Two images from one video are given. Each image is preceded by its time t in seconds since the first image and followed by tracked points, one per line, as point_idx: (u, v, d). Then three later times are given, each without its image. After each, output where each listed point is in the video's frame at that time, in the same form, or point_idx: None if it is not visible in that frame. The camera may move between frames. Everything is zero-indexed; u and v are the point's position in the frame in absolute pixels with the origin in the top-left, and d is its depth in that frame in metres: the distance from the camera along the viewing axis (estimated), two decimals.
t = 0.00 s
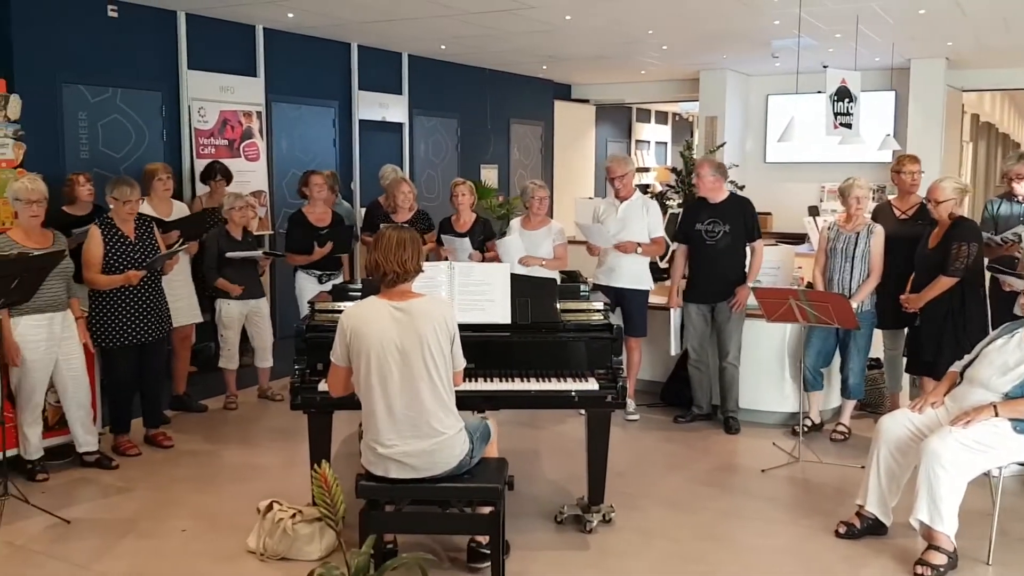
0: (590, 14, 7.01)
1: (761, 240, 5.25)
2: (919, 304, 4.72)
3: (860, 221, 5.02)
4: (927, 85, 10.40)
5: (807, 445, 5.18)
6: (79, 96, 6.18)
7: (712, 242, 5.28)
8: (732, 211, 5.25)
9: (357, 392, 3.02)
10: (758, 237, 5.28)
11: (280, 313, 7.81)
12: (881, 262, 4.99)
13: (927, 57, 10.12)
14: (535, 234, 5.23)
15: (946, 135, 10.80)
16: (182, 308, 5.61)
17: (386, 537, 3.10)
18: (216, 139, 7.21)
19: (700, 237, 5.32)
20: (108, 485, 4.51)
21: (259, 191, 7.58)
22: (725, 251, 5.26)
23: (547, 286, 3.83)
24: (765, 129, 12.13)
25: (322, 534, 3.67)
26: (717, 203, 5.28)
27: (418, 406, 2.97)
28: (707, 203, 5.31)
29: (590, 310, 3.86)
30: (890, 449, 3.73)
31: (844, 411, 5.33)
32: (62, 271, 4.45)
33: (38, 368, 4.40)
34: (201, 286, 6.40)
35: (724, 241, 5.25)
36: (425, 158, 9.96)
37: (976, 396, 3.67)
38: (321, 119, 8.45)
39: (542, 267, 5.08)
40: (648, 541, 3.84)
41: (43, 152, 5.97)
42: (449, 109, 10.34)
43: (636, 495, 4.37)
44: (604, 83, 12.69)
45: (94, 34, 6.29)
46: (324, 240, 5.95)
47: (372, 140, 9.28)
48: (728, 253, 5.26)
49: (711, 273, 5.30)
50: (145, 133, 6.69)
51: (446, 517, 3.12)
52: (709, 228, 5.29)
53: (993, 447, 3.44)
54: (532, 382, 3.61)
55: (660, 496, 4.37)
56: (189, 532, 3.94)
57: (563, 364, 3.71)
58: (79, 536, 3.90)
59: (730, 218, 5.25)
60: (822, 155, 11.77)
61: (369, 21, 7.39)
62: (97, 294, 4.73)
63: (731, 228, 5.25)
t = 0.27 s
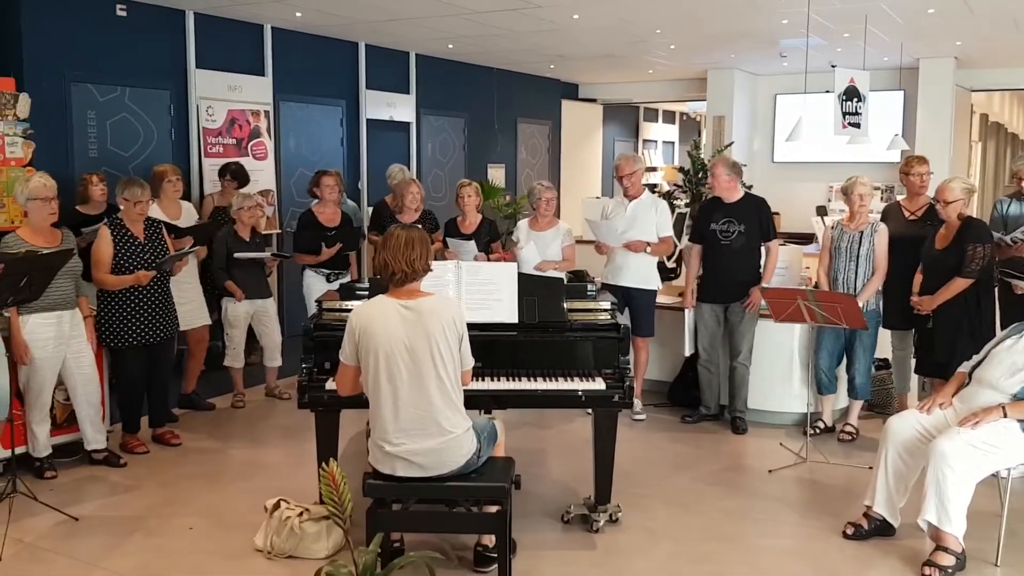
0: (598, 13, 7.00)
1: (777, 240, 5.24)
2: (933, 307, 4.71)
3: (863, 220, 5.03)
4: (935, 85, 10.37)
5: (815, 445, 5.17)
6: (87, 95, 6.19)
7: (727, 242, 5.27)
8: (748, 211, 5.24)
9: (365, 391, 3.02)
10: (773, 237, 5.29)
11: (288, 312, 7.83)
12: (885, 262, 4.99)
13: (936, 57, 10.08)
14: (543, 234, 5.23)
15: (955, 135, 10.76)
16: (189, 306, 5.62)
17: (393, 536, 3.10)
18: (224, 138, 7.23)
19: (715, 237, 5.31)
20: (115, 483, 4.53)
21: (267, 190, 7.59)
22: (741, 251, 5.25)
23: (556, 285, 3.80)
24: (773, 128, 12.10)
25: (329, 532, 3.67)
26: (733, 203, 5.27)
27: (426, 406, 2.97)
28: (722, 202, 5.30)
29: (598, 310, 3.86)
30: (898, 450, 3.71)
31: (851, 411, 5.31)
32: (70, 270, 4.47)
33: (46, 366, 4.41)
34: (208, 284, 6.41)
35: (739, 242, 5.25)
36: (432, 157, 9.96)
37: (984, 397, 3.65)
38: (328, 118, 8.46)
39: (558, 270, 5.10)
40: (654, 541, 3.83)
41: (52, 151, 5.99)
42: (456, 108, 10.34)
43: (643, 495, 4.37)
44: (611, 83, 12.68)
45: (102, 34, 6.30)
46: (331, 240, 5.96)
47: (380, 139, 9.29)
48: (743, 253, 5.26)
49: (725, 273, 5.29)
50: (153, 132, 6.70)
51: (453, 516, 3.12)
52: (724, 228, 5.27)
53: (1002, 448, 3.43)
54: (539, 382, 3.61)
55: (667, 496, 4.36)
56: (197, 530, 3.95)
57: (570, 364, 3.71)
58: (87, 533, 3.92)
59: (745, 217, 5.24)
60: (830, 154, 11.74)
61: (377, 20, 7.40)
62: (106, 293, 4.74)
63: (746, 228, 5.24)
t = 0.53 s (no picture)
0: (602, 13, 7.00)
1: (785, 240, 5.23)
2: (947, 307, 4.67)
3: (861, 219, 5.03)
4: (940, 84, 10.35)
5: (819, 445, 5.17)
6: (92, 94, 6.20)
7: (735, 242, 5.27)
8: (756, 210, 5.23)
9: (369, 389, 3.02)
10: (783, 237, 5.26)
11: (291, 310, 7.83)
12: (883, 260, 5.00)
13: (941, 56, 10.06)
14: (545, 232, 5.22)
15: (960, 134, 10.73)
16: (193, 305, 5.63)
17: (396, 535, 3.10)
18: (228, 137, 7.23)
19: (723, 237, 5.31)
20: (119, 481, 4.53)
21: (271, 189, 7.60)
22: (748, 251, 5.25)
23: (559, 284, 3.78)
24: (777, 128, 12.09)
25: (332, 531, 3.67)
26: (742, 202, 5.27)
27: (429, 404, 2.97)
28: (731, 202, 5.30)
29: (602, 309, 3.86)
30: (903, 450, 3.71)
31: (855, 411, 5.30)
32: (75, 267, 4.48)
33: (50, 364, 4.42)
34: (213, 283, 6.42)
35: (747, 241, 5.24)
36: (436, 156, 9.96)
37: (988, 397, 3.64)
38: (332, 117, 8.47)
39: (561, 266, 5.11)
40: (658, 541, 3.83)
41: (56, 150, 6.01)
42: (460, 107, 10.34)
43: (646, 495, 4.36)
44: (615, 82, 12.68)
45: (107, 32, 6.31)
46: (336, 237, 5.97)
47: (383, 139, 9.29)
48: (752, 253, 5.25)
49: (735, 272, 5.28)
50: (157, 130, 6.71)
51: (456, 515, 3.12)
52: (732, 227, 5.27)
53: (1006, 448, 3.42)
54: (542, 381, 3.61)
55: (670, 496, 4.36)
56: (200, 528, 3.95)
57: (574, 363, 3.72)
58: (90, 532, 3.92)
59: (754, 217, 5.23)
60: (834, 154, 11.72)
61: (381, 20, 7.40)
62: (111, 290, 4.75)
63: (755, 228, 5.23)
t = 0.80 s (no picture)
0: (604, 12, 6.99)
1: (789, 241, 5.24)
2: (957, 307, 4.63)
3: (857, 215, 5.03)
4: (943, 84, 10.34)
5: (821, 445, 5.16)
6: (94, 93, 6.21)
7: (738, 241, 5.27)
8: (760, 210, 5.23)
9: (372, 388, 3.02)
10: (786, 237, 5.28)
11: (293, 310, 7.83)
12: (880, 257, 5.00)
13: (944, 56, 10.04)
14: (546, 232, 5.22)
15: (963, 134, 10.72)
16: (195, 304, 5.63)
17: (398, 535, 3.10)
18: (230, 137, 7.24)
19: (726, 236, 5.31)
20: (122, 481, 4.54)
21: (273, 188, 7.60)
22: (752, 250, 5.25)
23: (562, 284, 3.79)
24: (780, 127, 12.08)
25: (335, 530, 3.68)
26: (746, 202, 5.26)
27: (432, 403, 2.97)
28: (735, 201, 5.29)
29: (604, 309, 3.87)
30: (905, 450, 3.71)
31: (856, 411, 5.29)
32: (77, 266, 4.48)
33: (53, 364, 4.42)
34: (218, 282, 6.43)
35: (750, 241, 5.24)
36: (438, 156, 9.96)
37: (991, 397, 3.64)
38: (335, 116, 8.47)
39: (561, 266, 5.11)
40: (660, 541, 3.82)
41: (59, 150, 6.01)
42: (462, 107, 10.34)
43: (648, 495, 4.36)
44: (617, 82, 12.68)
45: (109, 31, 6.31)
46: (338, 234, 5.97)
47: (386, 138, 9.29)
48: (755, 253, 5.25)
49: (737, 272, 5.28)
50: (160, 130, 6.72)
51: (459, 515, 3.12)
52: (735, 227, 5.27)
53: (1009, 448, 3.41)
54: (544, 380, 3.61)
55: (672, 496, 4.36)
56: (202, 528, 3.95)
57: (576, 363, 3.71)
58: (93, 531, 3.92)
59: (758, 217, 5.23)
60: (837, 153, 11.71)
61: (383, 19, 7.41)
62: (113, 290, 4.75)
63: (758, 227, 5.23)
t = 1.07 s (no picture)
0: (606, 12, 6.99)
1: (792, 241, 5.24)
2: (962, 307, 4.62)
3: (856, 218, 5.03)
4: (945, 84, 10.33)
5: (822, 445, 5.16)
6: (96, 93, 6.21)
7: (740, 242, 5.26)
8: (762, 211, 5.23)
9: (372, 388, 3.02)
10: (789, 237, 5.27)
11: (295, 309, 7.84)
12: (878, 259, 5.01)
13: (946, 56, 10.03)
14: (547, 232, 5.21)
15: (965, 135, 10.70)
16: (197, 304, 5.63)
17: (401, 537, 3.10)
18: (232, 137, 7.24)
19: (728, 236, 5.31)
20: (123, 480, 4.54)
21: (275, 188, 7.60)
22: (753, 250, 5.24)
23: (565, 283, 3.79)
24: (782, 127, 12.07)
25: (335, 530, 3.67)
26: (749, 202, 5.26)
27: (433, 404, 2.97)
28: (738, 202, 5.30)
29: (605, 309, 3.87)
30: (907, 451, 3.70)
31: (857, 412, 5.30)
32: (80, 266, 4.49)
33: (55, 363, 4.43)
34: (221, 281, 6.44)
35: (752, 241, 5.24)
36: (440, 156, 9.96)
37: (993, 398, 3.63)
38: (336, 116, 8.47)
39: (562, 266, 5.11)
40: (661, 541, 3.82)
41: (60, 149, 6.02)
42: (464, 107, 10.34)
43: (650, 495, 4.35)
44: (619, 82, 12.68)
45: (111, 32, 6.32)
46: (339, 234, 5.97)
47: (388, 138, 9.29)
48: (757, 253, 5.24)
49: (739, 273, 5.28)
50: (161, 130, 6.72)
51: (460, 516, 3.12)
52: (737, 227, 5.28)
53: (1011, 449, 3.41)
54: (546, 380, 3.61)
55: (674, 496, 4.36)
56: (204, 527, 3.95)
57: (577, 363, 3.71)
58: (94, 530, 3.92)
59: (759, 217, 5.23)
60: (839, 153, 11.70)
61: (385, 19, 7.41)
62: (116, 289, 4.76)
63: (760, 228, 5.23)
